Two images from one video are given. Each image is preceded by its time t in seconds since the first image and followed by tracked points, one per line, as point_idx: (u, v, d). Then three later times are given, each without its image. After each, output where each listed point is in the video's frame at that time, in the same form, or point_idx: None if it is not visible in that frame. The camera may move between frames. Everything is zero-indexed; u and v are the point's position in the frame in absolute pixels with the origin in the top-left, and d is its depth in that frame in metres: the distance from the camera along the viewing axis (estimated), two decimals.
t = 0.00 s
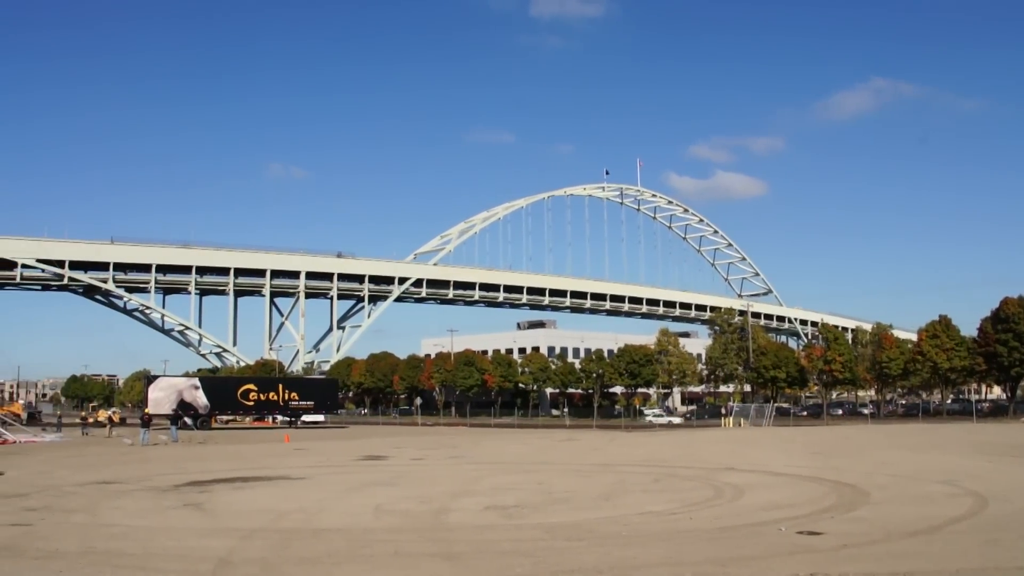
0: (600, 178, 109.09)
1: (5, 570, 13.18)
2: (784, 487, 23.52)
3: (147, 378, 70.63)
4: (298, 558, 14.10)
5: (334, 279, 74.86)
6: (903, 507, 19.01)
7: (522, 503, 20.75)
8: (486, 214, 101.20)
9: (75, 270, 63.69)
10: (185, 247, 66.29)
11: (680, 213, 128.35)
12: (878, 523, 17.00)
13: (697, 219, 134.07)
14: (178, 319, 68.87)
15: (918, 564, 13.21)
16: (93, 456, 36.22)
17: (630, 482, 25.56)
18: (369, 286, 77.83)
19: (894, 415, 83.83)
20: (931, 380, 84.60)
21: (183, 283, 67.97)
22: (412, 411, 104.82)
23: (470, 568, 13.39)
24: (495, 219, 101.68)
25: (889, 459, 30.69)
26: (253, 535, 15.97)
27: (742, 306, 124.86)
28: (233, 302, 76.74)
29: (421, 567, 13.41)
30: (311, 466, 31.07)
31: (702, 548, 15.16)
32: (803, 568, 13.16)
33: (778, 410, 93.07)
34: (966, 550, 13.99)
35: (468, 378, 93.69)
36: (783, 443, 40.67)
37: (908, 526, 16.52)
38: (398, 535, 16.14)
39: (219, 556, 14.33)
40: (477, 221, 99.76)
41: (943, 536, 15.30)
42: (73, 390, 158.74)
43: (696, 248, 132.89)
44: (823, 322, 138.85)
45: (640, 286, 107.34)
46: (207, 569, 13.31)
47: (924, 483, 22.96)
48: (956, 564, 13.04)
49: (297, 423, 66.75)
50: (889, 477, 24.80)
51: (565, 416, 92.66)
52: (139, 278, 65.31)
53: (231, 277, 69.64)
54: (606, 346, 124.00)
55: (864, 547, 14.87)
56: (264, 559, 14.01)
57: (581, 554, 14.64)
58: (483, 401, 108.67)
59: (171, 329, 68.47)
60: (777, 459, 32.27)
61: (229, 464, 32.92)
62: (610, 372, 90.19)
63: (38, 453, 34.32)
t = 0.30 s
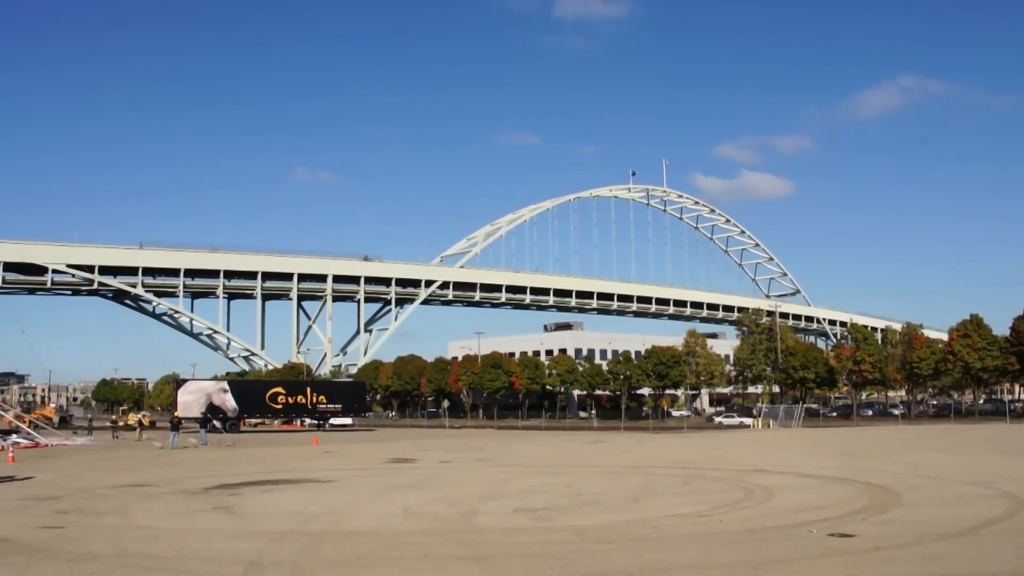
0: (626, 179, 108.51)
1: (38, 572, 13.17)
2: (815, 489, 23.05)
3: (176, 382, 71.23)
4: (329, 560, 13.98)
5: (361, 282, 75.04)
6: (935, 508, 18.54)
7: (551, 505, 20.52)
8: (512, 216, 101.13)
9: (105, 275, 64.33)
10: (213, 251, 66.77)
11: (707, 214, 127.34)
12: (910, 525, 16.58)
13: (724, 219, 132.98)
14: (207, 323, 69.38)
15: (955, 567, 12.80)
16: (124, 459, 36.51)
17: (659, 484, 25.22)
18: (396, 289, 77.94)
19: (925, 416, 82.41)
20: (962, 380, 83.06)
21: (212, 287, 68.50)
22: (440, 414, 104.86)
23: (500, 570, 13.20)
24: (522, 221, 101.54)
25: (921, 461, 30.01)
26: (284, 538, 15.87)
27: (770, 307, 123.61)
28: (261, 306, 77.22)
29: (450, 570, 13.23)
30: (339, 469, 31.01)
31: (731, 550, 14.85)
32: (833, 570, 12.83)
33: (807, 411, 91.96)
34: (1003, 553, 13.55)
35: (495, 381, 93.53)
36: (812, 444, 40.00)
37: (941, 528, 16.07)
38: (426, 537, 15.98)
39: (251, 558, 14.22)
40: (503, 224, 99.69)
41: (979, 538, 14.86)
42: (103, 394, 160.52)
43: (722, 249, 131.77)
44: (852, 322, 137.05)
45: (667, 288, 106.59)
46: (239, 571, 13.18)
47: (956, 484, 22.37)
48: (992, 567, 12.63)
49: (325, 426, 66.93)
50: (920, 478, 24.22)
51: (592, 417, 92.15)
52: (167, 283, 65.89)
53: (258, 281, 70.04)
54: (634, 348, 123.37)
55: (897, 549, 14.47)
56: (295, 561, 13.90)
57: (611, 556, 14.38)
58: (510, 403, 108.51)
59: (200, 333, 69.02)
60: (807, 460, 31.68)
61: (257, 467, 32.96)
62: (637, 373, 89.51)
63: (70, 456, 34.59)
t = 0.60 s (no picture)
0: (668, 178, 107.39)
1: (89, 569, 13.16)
2: (862, 490, 22.39)
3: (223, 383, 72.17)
4: (374, 560, 13.80)
5: (404, 284, 75.31)
6: (988, 510, 17.83)
7: (595, 506, 20.19)
8: (554, 217, 100.80)
9: (151, 278, 65.38)
10: (257, 254, 67.51)
11: (750, 213, 125.68)
12: (961, 527, 15.92)
13: (767, 218, 131.12)
14: (251, 325, 70.18)
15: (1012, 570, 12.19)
16: (172, 460, 36.97)
17: (704, 485, 24.75)
18: (438, 290, 78.06)
19: (975, 417, 80.39)
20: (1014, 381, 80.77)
21: (256, 289, 69.28)
22: (482, 415, 104.89)
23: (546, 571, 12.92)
24: (564, 222, 101.16)
25: (973, 462, 29.05)
26: (328, 538, 15.74)
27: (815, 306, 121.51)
28: (305, 308, 77.93)
29: (495, 571, 12.98)
30: (384, 469, 31.00)
31: (778, 552, 14.37)
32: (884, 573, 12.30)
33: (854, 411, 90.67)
34: None
35: (538, 382, 93.24)
36: (859, 446, 39.04)
37: (995, 530, 15.40)
38: (471, 538, 15.77)
39: (297, 558, 14.09)
40: (545, 224, 99.41)
41: None
42: (151, 395, 163.51)
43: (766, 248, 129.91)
44: (899, 321, 134.20)
45: (711, 287, 105.30)
46: (285, 571, 13.06)
47: (1010, 486, 21.51)
48: None
49: (369, 427, 67.30)
50: (970, 480, 23.36)
51: (635, 418, 91.35)
52: (212, 285, 66.81)
53: (302, 284, 70.68)
54: (677, 348, 122.20)
55: (948, 552, 13.86)
56: (341, 561, 13.74)
57: (657, 558, 14.00)
58: (553, 404, 108.12)
59: (244, 334, 69.85)
60: (855, 462, 30.88)
61: (302, 467, 33.10)
62: (681, 374, 88.35)
63: (119, 456, 35.09)
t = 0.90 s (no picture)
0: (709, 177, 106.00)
1: (132, 566, 12.88)
2: (906, 490, 21.59)
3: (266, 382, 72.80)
4: (416, 559, 13.44)
5: (444, 283, 75.27)
6: None
7: (638, 506, 19.68)
8: (594, 217, 100.10)
9: (194, 279, 66.15)
10: (299, 254, 67.99)
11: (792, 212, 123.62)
12: (1009, 529, 15.15)
13: (809, 217, 128.91)
14: (293, 325, 70.67)
15: None
16: (215, 459, 37.17)
17: (746, 485, 24.11)
18: (479, 290, 77.93)
19: None
20: None
21: (298, 290, 69.76)
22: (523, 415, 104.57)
23: (589, 571, 12.45)
24: (605, 221, 100.42)
25: None
26: (371, 537, 15.39)
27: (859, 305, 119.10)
28: (346, 308, 78.31)
29: (537, 571, 12.56)
30: (425, 469, 30.76)
31: (820, 553, 13.77)
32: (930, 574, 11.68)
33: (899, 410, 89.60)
34: None
35: (579, 382, 92.68)
36: (904, 446, 37.93)
37: None
38: (513, 537, 15.39)
39: (340, 556, 13.76)
40: (586, 224, 98.78)
41: None
42: (194, 395, 166.07)
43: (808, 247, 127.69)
44: (944, 321, 131.09)
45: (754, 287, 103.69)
46: (327, 569, 12.74)
47: None
48: None
49: (411, 426, 67.38)
50: (1019, 482, 22.37)
51: (677, 418, 90.31)
52: (254, 285, 67.40)
53: (343, 284, 70.99)
54: (719, 348, 120.67)
55: (995, 554, 13.12)
56: (383, 560, 13.38)
57: (698, 558, 13.47)
58: (594, 404, 107.40)
59: (286, 334, 70.36)
60: (901, 462, 29.93)
61: (344, 466, 33.00)
62: (722, 373, 87.85)
63: (162, 455, 35.33)
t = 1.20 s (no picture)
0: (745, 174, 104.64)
1: (172, 564, 12.71)
2: (948, 490, 20.91)
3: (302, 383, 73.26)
4: (452, 559, 13.14)
5: (479, 284, 75.12)
6: None
7: (676, 506, 19.23)
8: (629, 216, 99.39)
9: (230, 280, 66.77)
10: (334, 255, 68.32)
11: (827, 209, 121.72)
12: None
13: (845, 214, 126.85)
14: (328, 326, 71.02)
15: None
16: (252, 459, 37.35)
17: (782, 485, 23.55)
18: (513, 290, 77.72)
19: None
20: None
21: (333, 291, 70.09)
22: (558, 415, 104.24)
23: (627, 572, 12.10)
24: (639, 220, 99.70)
25: None
26: (407, 537, 15.11)
27: (897, 303, 116.90)
28: (381, 309, 78.56)
29: (573, 571, 12.18)
30: (460, 469, 30.55)
31: (859, 553, 13.26)
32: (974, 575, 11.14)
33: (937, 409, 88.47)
34: None
35: (614, 381, 91.93)
36: (944, 445, 36.93)
37: None
38: (549, 537, 15.06)
39: (376, 555, 13.49)
40: (620, 223, 98.12)
41: None
42: (231, 395, 168.13)
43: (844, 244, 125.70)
44: (984, 319, 128.22)
45: (790, 286, 102.23)
46: (365, 569, 12.45)
47: None
48: None
49: (446, 427, 67.31)
50: None
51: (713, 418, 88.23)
52: (289, 287, 67.84)
53: (378, 284, 71.17)
54: (755, 347, 119.23)
55: None
56: (419, 559, 13.08)
57: (735, 559, 13.06)
58: (629, 404, 106.61)
59: (322, 335, 70.73)
60: (941, 461, 29.08)
61: (379, 467, 32.92)
62: (760, 373, 85.81)
63: (200, 456, 35.55)
